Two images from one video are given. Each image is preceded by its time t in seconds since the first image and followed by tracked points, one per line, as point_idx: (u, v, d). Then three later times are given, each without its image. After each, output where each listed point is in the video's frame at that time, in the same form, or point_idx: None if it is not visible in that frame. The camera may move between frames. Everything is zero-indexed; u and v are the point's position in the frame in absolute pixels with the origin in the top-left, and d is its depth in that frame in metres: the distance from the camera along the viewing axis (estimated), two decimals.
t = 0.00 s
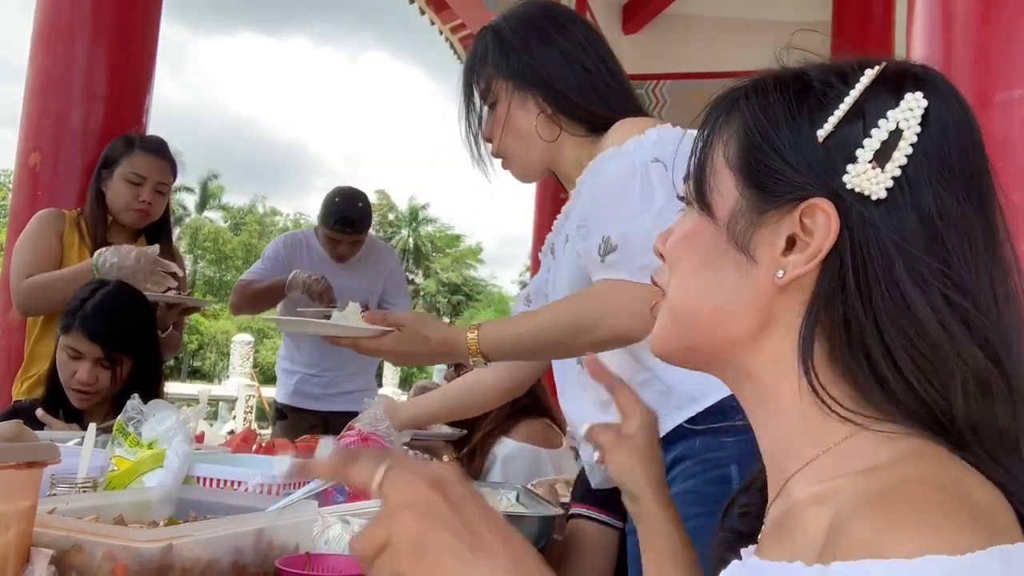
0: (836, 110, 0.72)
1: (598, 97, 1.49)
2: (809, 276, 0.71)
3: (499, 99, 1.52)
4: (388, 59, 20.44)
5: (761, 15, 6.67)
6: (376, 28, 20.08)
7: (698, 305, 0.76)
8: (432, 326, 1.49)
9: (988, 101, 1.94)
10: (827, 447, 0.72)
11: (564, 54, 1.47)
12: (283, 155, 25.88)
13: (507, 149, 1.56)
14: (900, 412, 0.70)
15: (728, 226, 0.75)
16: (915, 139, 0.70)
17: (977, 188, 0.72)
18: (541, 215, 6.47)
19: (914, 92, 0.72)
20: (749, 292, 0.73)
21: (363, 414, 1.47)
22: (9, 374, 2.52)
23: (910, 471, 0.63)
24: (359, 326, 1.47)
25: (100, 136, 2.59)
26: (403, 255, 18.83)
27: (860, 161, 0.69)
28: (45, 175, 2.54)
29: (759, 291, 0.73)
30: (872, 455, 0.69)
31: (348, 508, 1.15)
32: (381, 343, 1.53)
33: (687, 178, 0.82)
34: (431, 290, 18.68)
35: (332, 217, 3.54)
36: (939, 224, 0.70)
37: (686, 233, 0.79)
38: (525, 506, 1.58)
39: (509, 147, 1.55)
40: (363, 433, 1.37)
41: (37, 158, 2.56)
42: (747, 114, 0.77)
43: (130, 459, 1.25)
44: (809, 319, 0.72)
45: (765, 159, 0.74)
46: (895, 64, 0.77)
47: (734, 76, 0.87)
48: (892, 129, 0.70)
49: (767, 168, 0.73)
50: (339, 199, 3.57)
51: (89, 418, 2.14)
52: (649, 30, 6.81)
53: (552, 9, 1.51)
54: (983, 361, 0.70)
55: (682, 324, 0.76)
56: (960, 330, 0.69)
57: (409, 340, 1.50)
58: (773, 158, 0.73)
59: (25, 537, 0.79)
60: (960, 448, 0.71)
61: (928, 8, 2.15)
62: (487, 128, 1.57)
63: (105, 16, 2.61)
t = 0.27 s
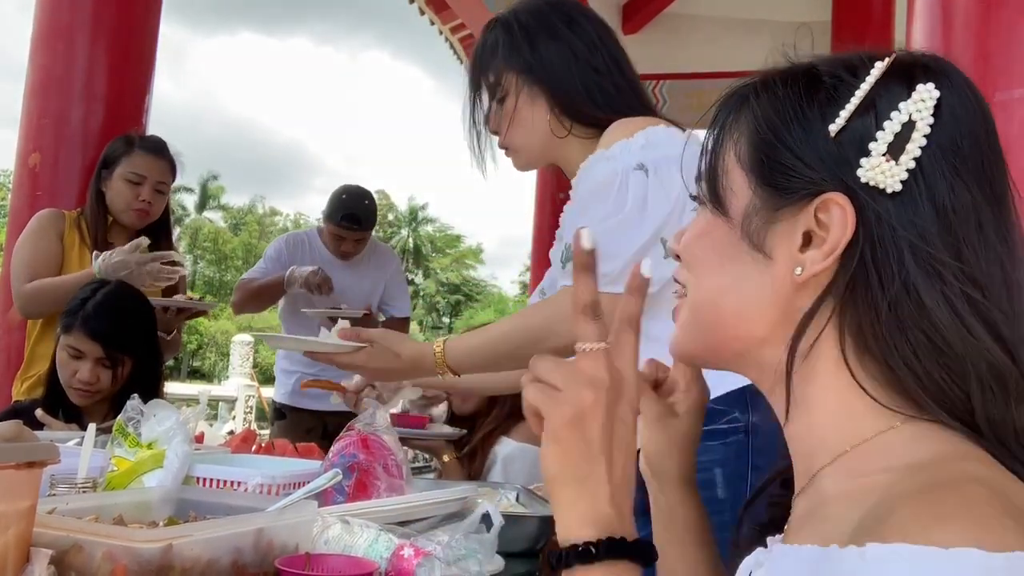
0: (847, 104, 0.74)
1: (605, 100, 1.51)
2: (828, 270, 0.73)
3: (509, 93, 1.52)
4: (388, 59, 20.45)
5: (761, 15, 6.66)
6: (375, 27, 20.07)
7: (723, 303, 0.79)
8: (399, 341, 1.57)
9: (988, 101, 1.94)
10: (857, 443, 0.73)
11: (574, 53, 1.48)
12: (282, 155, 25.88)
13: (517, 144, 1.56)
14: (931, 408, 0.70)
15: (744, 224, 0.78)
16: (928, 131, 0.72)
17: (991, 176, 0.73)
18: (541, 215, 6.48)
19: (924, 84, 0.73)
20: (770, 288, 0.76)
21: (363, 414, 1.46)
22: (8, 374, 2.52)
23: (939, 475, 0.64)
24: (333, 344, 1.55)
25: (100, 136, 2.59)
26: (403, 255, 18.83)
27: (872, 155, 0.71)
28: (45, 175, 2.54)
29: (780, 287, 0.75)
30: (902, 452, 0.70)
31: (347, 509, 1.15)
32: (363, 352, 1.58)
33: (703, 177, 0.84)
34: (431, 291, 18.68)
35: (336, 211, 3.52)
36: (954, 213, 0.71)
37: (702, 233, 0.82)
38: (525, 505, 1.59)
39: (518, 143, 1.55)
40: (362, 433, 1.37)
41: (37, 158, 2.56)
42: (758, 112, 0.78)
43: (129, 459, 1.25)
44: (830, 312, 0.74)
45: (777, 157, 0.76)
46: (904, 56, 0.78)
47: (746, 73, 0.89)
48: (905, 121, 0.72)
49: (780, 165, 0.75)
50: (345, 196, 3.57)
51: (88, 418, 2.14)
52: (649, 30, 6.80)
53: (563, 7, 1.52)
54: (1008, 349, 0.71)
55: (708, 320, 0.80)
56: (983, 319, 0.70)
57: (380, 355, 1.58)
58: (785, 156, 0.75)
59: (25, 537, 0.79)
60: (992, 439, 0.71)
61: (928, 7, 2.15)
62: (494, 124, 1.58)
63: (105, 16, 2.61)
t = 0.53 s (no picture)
0: (854, 111, 0.76)
1: (617, 97, 1.50)
2: (840, 275, 0.75)
3: (523, 85, 1.52)
4: (388, 61, 20.47)
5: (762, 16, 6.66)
6: (376, 29, 20.08)
7: (738, 310, 0.80)
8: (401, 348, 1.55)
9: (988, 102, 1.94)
10: (883, 446, 0.74)
11: (588, 47, 1.48)
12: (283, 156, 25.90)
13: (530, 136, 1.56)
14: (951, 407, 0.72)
15: (754, 232, 0.79)
16: (936, 134, 0.73)
17: (1000, 176, 0.75)
18: (541, 216, 6.48)
19: (931, 87, 0.75)
20: (782, 295, 0.78)
21: (364, 413, 1.46)
22: (9, 375, 2.52)
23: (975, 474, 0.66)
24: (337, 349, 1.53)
25: (100, 137, 2.59)
26: (403, 256, 18.84)
27: (882, 161, 0.73)
28: (45, 176, 2.54)
29: (793, 293, 0.77)
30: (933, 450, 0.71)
31: (348, 509, 1.15)
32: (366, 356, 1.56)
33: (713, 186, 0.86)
34: (431, 292, 18.68)
35: (336, 212, 3.52)
36: (964, 214, 0.72)
37: (714, 240, 0.84)
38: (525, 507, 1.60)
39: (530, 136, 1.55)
40: (363, 434, 1.37)
41: (37, 159, 2.56)
42: (767, 121, 0.80)
43: (130, 460, 1.25)
44: (842, 316, 0.75)
45: (787, 165, 0.77)
46: (910, 62, 0.80)
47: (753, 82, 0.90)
48: (913, 126, 0.73)
49: (790, 173, 0.77)
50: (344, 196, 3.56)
51: (88, 419, 2.14)
52: (649, 31, 6.81)
53: None
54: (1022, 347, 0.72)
55: (723, 325, 0.81)
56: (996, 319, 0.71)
57: (383, 361, 1.56)
58: (795, 163, 0.77)
59: (25, 538, 0.79)
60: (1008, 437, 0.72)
61: (928, 8, 2.15)
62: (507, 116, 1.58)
63: (106, 17, 2.61)
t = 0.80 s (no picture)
0: (889, 109, 0.78)
1: (640, 87, 1.47)
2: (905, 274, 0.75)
3: (543, 72, 1.48)
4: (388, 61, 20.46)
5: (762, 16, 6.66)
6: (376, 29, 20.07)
7: (799, 330, 0.81)
8: (427, 334, 1.59)
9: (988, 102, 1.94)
10: (929, 458, 0.76)
11: (611, 34, 1.44)
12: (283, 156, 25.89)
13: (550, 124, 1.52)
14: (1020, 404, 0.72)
15: (812, 245, 0.81)
16: (973, 118, 0.75)
17: None
18: (541, 215, 6.47)
19: (959, 75, 0.77)
20: (848, 301, 0.78)
21: (364, 413, 1.46)
22: (8, 375, 2.52)
23: None
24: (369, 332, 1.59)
25: (100, 137, 2.59)
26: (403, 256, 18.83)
27: (926, 151, 0.74)
28: (45, 176, 2.54)
29: (862, 299, 0.78)
30: (986, 462, 0.74)
31: (349, 509, 1.15)
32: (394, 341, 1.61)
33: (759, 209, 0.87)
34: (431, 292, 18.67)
35: (332, 211, 3.54)
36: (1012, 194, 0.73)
37: (767, 260, 0.85)
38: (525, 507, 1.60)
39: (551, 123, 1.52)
40: (362, 434, 1.37)
41: (37, 160, 2.56)
42: (801, 133, 0.83)
43: (130, 460, 1.25)
44: (903, 318, 0.76)
45: (832, 171, 0.79)
46: (931, 55, 0.82)
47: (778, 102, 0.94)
48: (950, 112, 0.75)
49: (837, 178, 0.79)
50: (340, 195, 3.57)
51: (88, 419, 2.14)
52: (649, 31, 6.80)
53: None
54: None
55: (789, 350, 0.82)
56: None
57: (409, 345, 1.60)
58: (840, 167, 0.79)
59: (25, 539, 0.78)
60: None
61: (927, 7, 2.15)
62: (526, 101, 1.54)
63: (106, 18, 2.61)
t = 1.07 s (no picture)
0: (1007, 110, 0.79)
1: (672, 76, 1.45)
2: None
3: (568, 59, 1.44)
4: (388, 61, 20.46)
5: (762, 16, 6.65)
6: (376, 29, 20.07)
7: (905, 335, 0.81)
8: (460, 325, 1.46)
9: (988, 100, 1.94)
10: None
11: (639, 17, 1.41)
12: (283, 156, 25.90)
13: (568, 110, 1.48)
14: None
15: (926, 246, 0.82)
16: None
17: None
18: (541, 216, 6.47)
19: None
20: (962, 302, 0.80)
21: (364, 413, 1.46)
22: (9, 376, 2.52)
23: None
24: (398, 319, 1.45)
25: (100, 138, 2.59)
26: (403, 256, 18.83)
27: None
28: (45, 176, 2.54)
29: (972, 299, 0.79)
30: None
31: (350, 509, 1.15)
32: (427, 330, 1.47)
33: (865, 209, 0.88)
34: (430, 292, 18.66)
35: (323, 209, 3.54)
36: None
37: (874, 262, 0.86)
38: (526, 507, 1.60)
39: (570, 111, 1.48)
40: (363, 434, 1.37)
41: (37, 160, 2.56)
42: (915, 134, 0.84)
43: (130, 459, 1.25)
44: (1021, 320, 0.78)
45: (948, 172, 0.80)
46: None
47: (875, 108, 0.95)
48: None
49: (954, 180, 0.80)
50: (331, 193, 3.57)
51: (89, 418, 2.14)
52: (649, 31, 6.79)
53: None
54: None
55: (892, 356, 0.82)
56: None
57: (441, 335, 1.47)
58: (958, 168, 0.80)
59: (25, 539, 0.78)
60: None
61: (927, 6, 2.15)
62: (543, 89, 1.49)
63: (106, 18, 2.60)
